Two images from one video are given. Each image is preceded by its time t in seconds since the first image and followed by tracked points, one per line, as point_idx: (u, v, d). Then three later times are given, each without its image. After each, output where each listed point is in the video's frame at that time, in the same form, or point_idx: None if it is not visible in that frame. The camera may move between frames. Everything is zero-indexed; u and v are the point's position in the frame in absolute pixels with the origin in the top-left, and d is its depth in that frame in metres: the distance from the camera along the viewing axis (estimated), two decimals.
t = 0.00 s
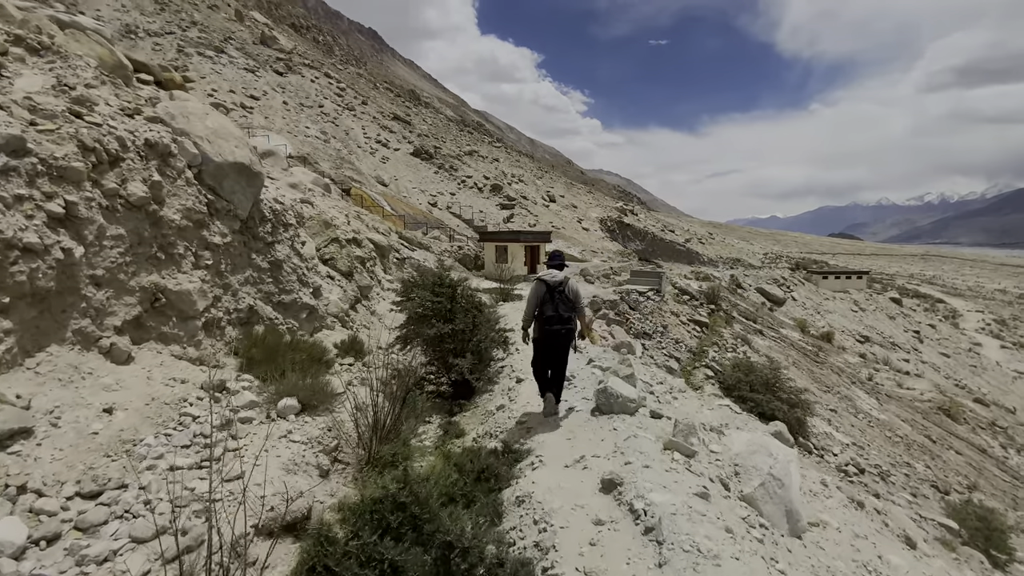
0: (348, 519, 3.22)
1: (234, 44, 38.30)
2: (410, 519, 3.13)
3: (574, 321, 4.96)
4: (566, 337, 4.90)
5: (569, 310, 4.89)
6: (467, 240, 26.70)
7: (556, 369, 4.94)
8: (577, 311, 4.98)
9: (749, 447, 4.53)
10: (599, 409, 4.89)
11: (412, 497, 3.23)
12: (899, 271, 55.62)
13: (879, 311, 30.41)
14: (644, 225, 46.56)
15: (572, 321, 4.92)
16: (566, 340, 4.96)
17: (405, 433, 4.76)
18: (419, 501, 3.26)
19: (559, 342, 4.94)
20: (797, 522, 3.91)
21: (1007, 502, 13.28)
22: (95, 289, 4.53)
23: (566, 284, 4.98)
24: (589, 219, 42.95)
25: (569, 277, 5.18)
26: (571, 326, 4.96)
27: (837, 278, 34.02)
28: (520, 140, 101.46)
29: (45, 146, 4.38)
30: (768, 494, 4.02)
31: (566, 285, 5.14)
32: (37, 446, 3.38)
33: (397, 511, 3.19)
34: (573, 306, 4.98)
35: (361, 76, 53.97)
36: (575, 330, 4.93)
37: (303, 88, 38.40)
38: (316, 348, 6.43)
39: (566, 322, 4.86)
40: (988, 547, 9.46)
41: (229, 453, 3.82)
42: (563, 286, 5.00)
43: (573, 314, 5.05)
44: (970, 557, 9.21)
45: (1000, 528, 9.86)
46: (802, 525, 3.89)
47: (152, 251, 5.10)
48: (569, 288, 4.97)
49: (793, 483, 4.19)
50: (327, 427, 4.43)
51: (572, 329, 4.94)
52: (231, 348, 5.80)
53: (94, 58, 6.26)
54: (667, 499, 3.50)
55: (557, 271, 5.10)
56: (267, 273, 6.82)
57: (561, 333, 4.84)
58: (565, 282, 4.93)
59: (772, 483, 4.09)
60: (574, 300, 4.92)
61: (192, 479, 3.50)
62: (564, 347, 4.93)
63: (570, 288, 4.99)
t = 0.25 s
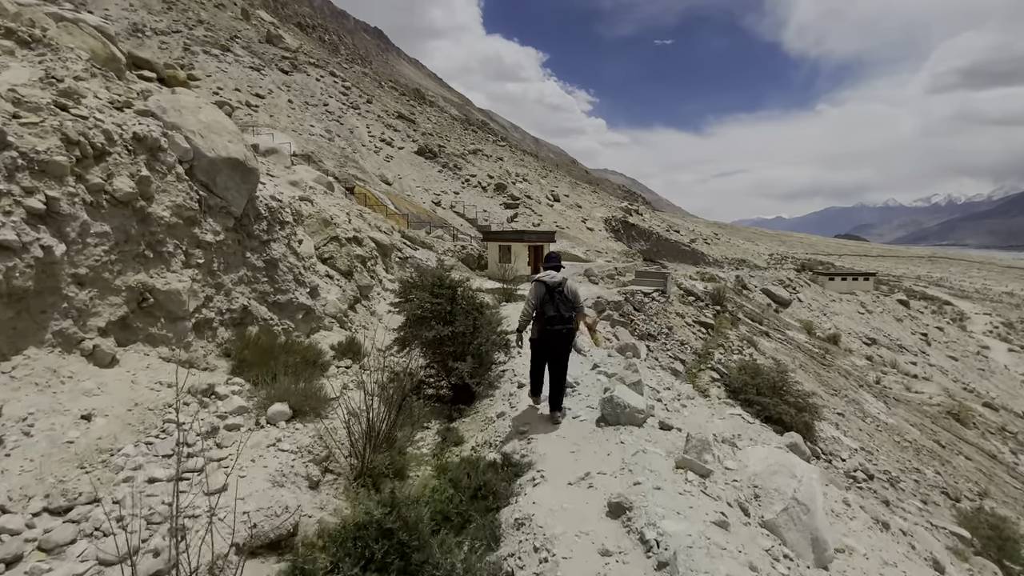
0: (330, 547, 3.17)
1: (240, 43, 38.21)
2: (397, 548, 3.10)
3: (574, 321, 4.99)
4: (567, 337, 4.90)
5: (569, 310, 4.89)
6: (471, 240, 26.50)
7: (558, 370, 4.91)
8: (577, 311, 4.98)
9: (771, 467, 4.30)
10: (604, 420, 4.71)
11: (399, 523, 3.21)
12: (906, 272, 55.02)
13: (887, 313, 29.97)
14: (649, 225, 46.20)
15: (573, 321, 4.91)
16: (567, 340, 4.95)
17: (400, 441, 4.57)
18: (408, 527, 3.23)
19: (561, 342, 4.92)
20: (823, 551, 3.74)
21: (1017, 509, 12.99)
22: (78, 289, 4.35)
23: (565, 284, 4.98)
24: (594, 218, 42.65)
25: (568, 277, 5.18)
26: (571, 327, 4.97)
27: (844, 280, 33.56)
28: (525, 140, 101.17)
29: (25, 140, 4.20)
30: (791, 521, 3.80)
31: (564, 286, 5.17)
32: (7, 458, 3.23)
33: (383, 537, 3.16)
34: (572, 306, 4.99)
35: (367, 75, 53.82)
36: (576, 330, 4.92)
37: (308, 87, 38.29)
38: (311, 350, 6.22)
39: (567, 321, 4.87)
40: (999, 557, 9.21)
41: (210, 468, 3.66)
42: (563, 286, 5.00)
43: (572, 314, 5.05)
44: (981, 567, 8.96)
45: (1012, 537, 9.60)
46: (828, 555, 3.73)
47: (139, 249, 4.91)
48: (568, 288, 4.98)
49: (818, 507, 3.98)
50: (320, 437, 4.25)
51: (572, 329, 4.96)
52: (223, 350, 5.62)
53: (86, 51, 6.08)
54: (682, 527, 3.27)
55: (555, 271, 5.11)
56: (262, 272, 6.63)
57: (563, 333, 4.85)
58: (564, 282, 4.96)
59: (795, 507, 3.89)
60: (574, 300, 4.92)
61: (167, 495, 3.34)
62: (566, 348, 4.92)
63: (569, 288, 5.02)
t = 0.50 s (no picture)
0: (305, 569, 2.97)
1: (244, 40, 38.10)
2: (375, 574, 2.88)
3: (567, 320, 5.15)
4: (559, 337, 5.08)
5: (559, 310, 5.07)
6: (473, 238, 26.28)
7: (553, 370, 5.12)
8: (567, 310, 5.14)
9: (796, 485, 3.98)
10: (609, 429, 4.50)
11: (379, 548, 2.98)
12: (911, 274, 54.54)
13: (891, 315, 29.62)
14: (653, 225, 45.87)
15: (564, 321, 5.09)
16: (559, 340, 5.14)
17: (392, 449, 4.37)
18: (391, 551, 3.04)
19: (553, 343, 5.12)
20: None
21: None
22: (54, 284, 4.16)
23: (554, 285, 5.13)
24: (597, 218, 42.37)
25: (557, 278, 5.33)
26: (564, 327, 5.14)
27: (849, 281, 33.17)
28: (528, 139, 100.86)
29: None
30: (818, 546, 3.53)
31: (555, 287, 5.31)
32: None
33: (361, 563, 2.94)
34: (563, 306, 5.15)
35: (370, 74, 53.67)
36: (567, 329, 5.10)
37: (311, 85, 38.13)
38: (304, 351, 6.00)
39: (558, 322, 5.04)
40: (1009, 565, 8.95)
41: (188, 474, 3.48)
42: (553, 287, 5.16)
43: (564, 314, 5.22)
44: None
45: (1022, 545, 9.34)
46: None
47: (121, 243, 4.72)
48: (558, 288, 5.12)
49: (846, 530, 3.76)
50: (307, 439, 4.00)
51: (565, 328, 5.12)
52: (211, 350, 5.40)
53: (74, 39, 5.88)
54: (697, 556, 2.98)
55: (545, 273, 5.25)
56: (255, 268, 6.41)
57: (554, 334, 5.03)
58: (554, 283, 5.10)
59: (825, 532, 3.62)
60: (564, 300, 5.09)
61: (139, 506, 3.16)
62: (559, 348, 5.12)
63: (560, 289, 5.16)
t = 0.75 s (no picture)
0: None
1: (246, 37, 37.89)
2: None
3: (560, 316, 5.03)
4: (551, 333, 4.96)
5: (551, 305, 4.96)
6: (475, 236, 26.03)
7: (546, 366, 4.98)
8: (561, 306, 5.03)
9: (824, 510, 3.72)
10: (613, 439, 4.29)
11: None
12: (915, 275, 54.09)
13: (895, 315, 29.25)
14: (656, 224, 45.53)
15: (556, 316, 4.97)
16: (553, 336, 5.01)
17: (383, 458, 4.15)
18: None
19: (547, 339, 4.99)
20: None
21: None
22: (26, 281, 3.94)
23: (548, 281, 5.06)
24: (600, 217, 42.07)
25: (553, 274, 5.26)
26: (558, 322, 5.03)
27: (853, 281, 32.77)
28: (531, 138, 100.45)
29: None
30: None
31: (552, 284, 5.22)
32: None
33: None
34: (557, 302, 5.05)
35: (373, 71, 53.43)
36: (560, 325, 4.98)
37: (314, 82, 37.90)
38: (295, 351, 5.76)
39: (550, 317, 4.93)
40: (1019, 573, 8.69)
41: (159, 488, 3.33)
42: (547, 283, 5.08)
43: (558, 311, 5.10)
44: None
45: None
46: None
47: (100, 238, 4.51)
48: (551, 284, 5.04)
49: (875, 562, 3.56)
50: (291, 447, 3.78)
51: (558, 324, 5.00)
52: (198, 350, 5.16)
53: (57, 26, 5.65)
54: None
55: (540, 269, 5.20)
56: (245, 265, 6.17)
57: (547, 328, 4.92)
58: (547, 278, 5.02)
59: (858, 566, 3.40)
60: (556, 295, 4.99)
61: (105, 523, 3.00)
62: (552, 343, 4.99)
63: (554, 284, 5.06)
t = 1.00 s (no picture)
0: None
1: (249, 33, 37.65)
2: None
3: (563, 322, 4.83)
4: (554, 338, 4.78)
5: (554, 311, 4.75)
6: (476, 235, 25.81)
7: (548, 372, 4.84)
8: (565, 311, 4.82)
9: (860, 540, 3.50)
10: (620, 451, 4.07)
11: None
12: (920, 275, 53.64)
13: (900, 316, 28.92)
14: (659, 223, 45.20)
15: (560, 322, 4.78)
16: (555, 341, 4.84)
17: (376, 466, 3.93)
18: None
19: (549, 344, 4.82)
20: None
21: None
22: None
23: (552, 285, 4.80)
24: (602, 216, 41.77)
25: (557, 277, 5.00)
26: (560, 328, 4.83)
27: (858, 281, 32.42)
28: (534, 137, 100.03)
29: None
30: None
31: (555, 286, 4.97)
32: None
33: None
34: (561, 307, 4.82)
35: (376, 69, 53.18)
36: (564, 330, 4.79)
37: (316, 79, 37.67)
38: (288, 352, 5.55)
39: (553, 323, 4.73)
40: None
41: (131, 499, 3.13)
42: (551, 287, 4.83)
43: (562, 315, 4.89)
44: None
45: None
46: None
47: (80, 233, 4.30)
48: (555, 288, 4.79)
49: None
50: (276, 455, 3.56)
51: (561, 329, 4.81)
52: (184, 350, 4.95)
53: (44, 13, 5.44)
54: None
55: (544, 272, 4.93)
56: (237, 262, 5.95)
57: (549, 335, 4.73)
58: (552, 283, 4.79)
59: None
60: (560, 301, 4.76)
61: (70, 538, 2.80)
62: (555, 349, 4.83)
63: (558, 289, 4.83)
